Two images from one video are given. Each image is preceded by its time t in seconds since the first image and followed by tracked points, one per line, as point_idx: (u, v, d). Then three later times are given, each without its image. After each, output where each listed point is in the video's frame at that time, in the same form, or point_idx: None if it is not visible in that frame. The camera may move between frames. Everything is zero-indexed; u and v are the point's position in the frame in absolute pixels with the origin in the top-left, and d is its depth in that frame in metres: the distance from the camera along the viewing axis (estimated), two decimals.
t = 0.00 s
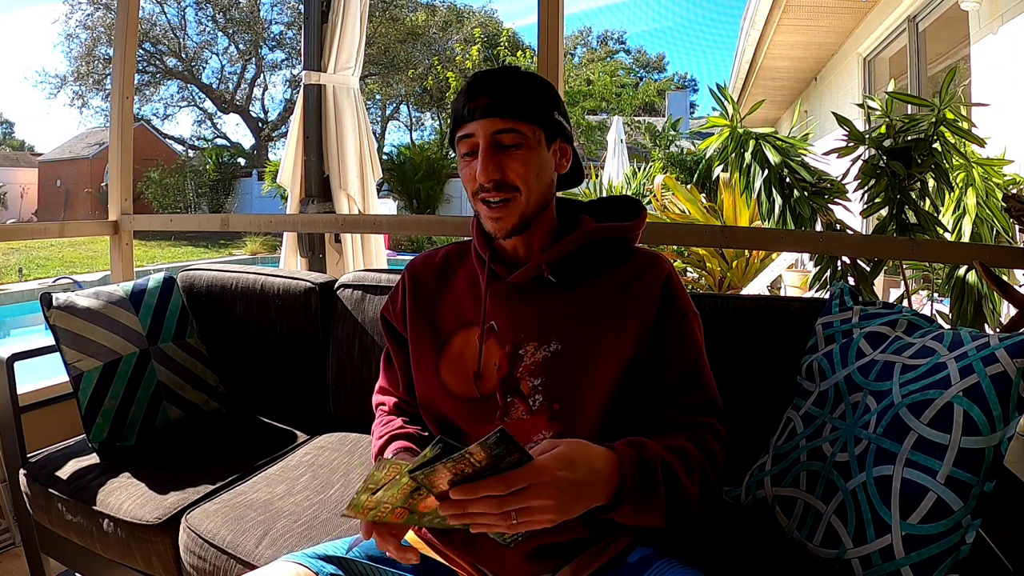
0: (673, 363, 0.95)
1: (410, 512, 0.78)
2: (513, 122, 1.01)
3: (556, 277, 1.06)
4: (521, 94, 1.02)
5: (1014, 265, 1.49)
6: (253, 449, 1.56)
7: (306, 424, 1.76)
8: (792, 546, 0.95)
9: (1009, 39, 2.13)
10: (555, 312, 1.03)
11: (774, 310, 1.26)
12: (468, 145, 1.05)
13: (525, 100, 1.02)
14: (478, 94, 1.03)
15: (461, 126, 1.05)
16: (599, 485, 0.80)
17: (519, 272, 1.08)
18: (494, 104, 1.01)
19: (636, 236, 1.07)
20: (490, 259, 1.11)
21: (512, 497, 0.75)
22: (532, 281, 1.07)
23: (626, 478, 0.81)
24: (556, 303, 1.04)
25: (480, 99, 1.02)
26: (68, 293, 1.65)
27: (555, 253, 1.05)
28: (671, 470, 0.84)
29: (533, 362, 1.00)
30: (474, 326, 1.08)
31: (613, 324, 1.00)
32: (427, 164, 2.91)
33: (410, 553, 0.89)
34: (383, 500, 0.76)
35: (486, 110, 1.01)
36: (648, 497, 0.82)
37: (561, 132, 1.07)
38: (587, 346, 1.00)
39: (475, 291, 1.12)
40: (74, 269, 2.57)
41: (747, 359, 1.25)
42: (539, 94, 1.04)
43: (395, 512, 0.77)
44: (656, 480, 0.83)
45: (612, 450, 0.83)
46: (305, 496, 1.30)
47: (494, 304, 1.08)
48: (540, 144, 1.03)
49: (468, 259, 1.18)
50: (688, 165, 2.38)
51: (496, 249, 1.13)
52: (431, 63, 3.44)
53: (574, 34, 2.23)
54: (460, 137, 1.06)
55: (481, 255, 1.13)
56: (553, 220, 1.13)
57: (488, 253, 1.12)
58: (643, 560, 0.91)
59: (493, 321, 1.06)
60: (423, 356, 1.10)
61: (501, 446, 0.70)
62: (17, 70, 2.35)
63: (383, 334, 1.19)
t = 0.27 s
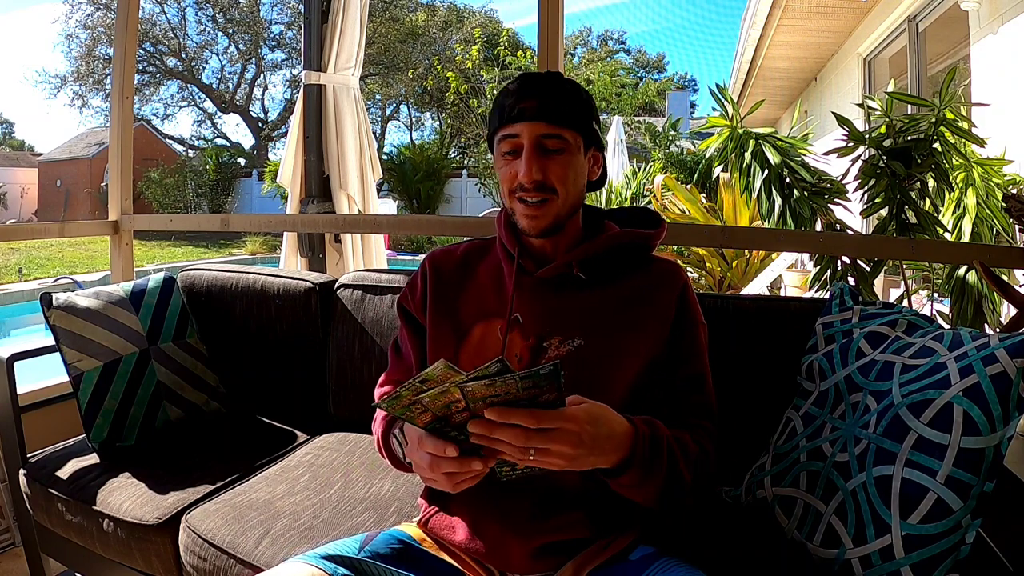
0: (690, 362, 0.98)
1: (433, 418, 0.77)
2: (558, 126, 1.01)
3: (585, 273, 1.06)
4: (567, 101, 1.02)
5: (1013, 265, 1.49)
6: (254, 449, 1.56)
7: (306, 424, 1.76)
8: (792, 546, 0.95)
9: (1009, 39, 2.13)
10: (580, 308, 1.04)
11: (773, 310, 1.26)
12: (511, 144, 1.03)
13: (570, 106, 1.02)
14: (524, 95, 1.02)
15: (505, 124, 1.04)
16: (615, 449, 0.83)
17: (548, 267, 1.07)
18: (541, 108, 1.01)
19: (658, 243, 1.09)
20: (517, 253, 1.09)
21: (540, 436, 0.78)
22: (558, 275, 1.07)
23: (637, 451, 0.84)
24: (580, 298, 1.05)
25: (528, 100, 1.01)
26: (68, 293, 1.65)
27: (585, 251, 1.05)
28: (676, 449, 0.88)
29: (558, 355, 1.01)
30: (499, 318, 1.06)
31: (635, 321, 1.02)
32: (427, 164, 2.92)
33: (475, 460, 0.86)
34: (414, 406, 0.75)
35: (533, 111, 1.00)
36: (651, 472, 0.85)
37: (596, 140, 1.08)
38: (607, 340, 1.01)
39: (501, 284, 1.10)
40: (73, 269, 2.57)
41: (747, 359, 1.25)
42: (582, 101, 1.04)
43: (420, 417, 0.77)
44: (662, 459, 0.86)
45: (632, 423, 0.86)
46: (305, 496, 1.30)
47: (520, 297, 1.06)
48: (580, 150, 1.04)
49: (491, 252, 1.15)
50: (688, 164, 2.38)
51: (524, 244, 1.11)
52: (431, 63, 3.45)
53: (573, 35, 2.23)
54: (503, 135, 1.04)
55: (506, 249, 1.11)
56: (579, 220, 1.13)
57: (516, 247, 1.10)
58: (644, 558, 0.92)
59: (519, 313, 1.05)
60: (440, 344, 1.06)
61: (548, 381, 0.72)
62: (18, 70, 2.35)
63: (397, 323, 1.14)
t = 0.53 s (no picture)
0: (701, 357, 0.99)
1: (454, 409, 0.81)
2: (590, 145, 1.00)
3: (608, 270, 1.06)
4: (600, 120, 1.00)
5: (1014, 265, 1.49)
6: (254, 449, 1.56)
7: (306, 424, 1.76)
8: (792, 546, 0.95)
9: (1009, 39, 2.13)
10: (599, 304, 1.04)
11: (773, 310, 1.26)
12: (542, 160, 1.01)
13: (602, 125, 1.01)
14: (558, 112, 0.99)
15: (537, 141, 1.01)
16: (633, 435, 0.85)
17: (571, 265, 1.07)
18: (576, 127, 0.99)
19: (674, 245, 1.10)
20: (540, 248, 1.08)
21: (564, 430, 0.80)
22: (581, 271, 1.06)
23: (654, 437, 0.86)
24: (599, 294, 1.05)
25: (565, 119, 0.99)
26: (68, 293, 1.65)
27: (609, 250, 1.06)
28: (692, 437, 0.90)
29: (581, 350, 1.01)
30: (519, 313, 1.06)
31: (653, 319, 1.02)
32: (427, 164, 2.92)
33: (503, 441, 0.86)
34: (433, 393, 0.79)
35: (567, 130, 0.99)
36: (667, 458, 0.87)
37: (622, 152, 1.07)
38: (622, 334, 1.02)
39: (522, 279, 1.09)
40: (73, 269, 2.57)
41: (746, 359, 1.25)
42: (612, 116, 1.02)
43: (439, 405, 0.80)
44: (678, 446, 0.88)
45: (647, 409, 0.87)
46: (305, 496, 1.30)
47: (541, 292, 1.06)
48: (608, 165, 1.03)
49: (512, 249, 1.15)
50: (688, 164, 2.37)
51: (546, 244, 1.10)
52: (431, 63, 3.45)
53: (573, 34, 2.25)
54: (534, 151, 1.02)
55: (529, 246, 1.10)
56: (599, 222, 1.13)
57: (540, 246, 1.09)
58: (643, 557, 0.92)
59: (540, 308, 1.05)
60: (460, 338, 1.06)
61: (556, 373, 0.73)
62: (18, 70, 2.35)
63: (415, 315, 1.13)
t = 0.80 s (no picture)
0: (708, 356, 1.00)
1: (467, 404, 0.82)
2: (600, 143, 1.01)
3: (620, 266, 1.06)
4: (610, 120, 1.01)
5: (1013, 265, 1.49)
6: (254, 449, 1.56)
7: (307, 424, 1.76)
8: (792, 546, 0.95)
9: (1009, 39, 2.13)
10: (610, 299, 1.04)
11: (773, 310, 1.26)
12: (552, 157, 1.02)
13: (613, 126, 1.02)
14: (569, 111, 1.00)
15: (547, 138, 1.02)
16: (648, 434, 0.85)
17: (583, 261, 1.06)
18: (587, 126, 1.00)
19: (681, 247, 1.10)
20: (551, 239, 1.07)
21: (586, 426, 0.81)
22: (594, 267, 1.06)
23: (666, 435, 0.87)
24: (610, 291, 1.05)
25: (574, 117, 1.00)
26: (68, 293, 1.65)
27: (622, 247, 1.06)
28: (702, 433, 0.91)
29: (589, 345, 1.00)
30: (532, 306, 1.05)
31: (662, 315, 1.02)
32: (427, 164, 2.92)
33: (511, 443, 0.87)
34: (447, 384, 0.80)
35: (578, 129, 0.99)
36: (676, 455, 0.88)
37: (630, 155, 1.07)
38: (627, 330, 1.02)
39: (534, 273, 1.09)
40: (73, 269, 2.57)
41: (747, 359, 1.25)
42: (623, 117, 1.03)
43: (451, 399, 0.82)
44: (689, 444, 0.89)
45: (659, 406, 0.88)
46: (305, 496, 1.30)
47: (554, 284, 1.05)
48: (618, 165, 1.04)
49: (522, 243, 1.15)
50: (688, 164, 2.37)
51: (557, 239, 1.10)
52: (431, 63, 3.45)
53: (573, 34, 2.24)
54: (545, 148, 1.02)
55: (542, 241, 1.09)
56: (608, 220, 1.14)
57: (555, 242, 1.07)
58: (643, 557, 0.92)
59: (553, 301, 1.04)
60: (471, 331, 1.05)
61: (570, 372, 0.76)
62: (18, 70, 2.35)
63: (424, 310, 1.12)
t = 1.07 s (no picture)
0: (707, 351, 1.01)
1: (486, 391, 0.82)
2: (610, 137, 1.02)
3: (625, 265, 1.06)
4: (618, 116, 1.03)
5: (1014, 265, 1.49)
6: (254, 449, 1.56)
7: (307, 424, 1.76)
8: (792, 546, 0.95)
9: (1009, 39, 2.13)
10: (615, 298, 1.04)
11: (773, 310, 1.26)
12: (563, 153, 1.02)
13: (620, 122, 1.04)
14: (580, 106, 1.01)
15: (558, 135, 1.02)
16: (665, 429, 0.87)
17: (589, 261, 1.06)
18: (598, 121, 1.01)
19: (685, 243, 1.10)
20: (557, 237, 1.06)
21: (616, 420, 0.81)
22: (601, 267, 1.06)
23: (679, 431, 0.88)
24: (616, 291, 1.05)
25: (586, 113, 1.01)
26: (68, 293, 1.65)
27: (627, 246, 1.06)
28: (710, 431, 0.92)
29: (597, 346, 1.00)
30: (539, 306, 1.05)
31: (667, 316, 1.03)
32: (427, 164, 2.92)
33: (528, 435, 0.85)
34: (469, 370, 0.81)
35: (591, 123, 1.00)
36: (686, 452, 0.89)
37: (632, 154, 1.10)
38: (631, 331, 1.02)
39: (538, 272, 1.08)
40: (73, 269, 2.57)
41: (747, 359, 1.25)
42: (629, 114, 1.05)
43: (470, 385, 0.82)
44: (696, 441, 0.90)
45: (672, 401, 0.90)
46: (305, 496, 1.30)
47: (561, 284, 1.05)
48: (625, 162, 1.05)
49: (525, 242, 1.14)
50: (688, 165, 2.37)
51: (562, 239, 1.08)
52: (431, 63, 3.46)
53: (574, 34, 2.24)
54: (555, 145, 1.02)
55: (546, 240, 1.08)
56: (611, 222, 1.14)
57: (564, 243, 1.06)
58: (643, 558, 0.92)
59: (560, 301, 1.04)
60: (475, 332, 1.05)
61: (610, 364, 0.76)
62: (18, 70, 2.35)
63: (426, 310, 1.13)
